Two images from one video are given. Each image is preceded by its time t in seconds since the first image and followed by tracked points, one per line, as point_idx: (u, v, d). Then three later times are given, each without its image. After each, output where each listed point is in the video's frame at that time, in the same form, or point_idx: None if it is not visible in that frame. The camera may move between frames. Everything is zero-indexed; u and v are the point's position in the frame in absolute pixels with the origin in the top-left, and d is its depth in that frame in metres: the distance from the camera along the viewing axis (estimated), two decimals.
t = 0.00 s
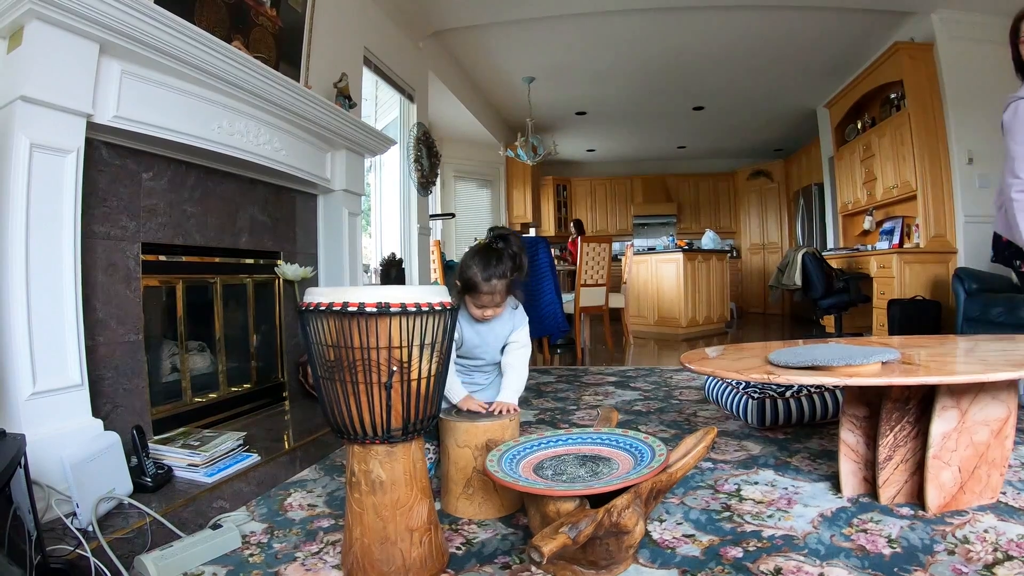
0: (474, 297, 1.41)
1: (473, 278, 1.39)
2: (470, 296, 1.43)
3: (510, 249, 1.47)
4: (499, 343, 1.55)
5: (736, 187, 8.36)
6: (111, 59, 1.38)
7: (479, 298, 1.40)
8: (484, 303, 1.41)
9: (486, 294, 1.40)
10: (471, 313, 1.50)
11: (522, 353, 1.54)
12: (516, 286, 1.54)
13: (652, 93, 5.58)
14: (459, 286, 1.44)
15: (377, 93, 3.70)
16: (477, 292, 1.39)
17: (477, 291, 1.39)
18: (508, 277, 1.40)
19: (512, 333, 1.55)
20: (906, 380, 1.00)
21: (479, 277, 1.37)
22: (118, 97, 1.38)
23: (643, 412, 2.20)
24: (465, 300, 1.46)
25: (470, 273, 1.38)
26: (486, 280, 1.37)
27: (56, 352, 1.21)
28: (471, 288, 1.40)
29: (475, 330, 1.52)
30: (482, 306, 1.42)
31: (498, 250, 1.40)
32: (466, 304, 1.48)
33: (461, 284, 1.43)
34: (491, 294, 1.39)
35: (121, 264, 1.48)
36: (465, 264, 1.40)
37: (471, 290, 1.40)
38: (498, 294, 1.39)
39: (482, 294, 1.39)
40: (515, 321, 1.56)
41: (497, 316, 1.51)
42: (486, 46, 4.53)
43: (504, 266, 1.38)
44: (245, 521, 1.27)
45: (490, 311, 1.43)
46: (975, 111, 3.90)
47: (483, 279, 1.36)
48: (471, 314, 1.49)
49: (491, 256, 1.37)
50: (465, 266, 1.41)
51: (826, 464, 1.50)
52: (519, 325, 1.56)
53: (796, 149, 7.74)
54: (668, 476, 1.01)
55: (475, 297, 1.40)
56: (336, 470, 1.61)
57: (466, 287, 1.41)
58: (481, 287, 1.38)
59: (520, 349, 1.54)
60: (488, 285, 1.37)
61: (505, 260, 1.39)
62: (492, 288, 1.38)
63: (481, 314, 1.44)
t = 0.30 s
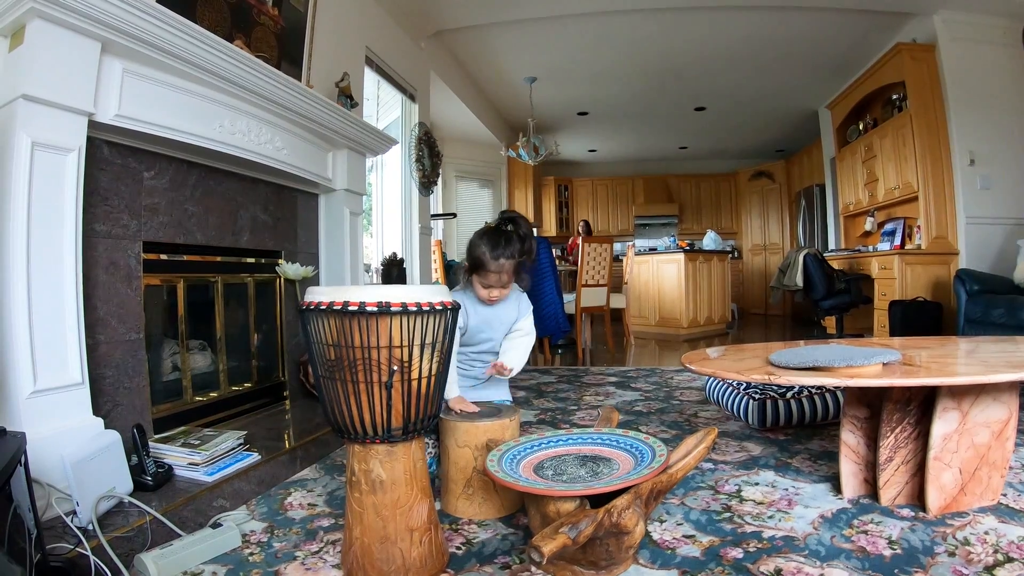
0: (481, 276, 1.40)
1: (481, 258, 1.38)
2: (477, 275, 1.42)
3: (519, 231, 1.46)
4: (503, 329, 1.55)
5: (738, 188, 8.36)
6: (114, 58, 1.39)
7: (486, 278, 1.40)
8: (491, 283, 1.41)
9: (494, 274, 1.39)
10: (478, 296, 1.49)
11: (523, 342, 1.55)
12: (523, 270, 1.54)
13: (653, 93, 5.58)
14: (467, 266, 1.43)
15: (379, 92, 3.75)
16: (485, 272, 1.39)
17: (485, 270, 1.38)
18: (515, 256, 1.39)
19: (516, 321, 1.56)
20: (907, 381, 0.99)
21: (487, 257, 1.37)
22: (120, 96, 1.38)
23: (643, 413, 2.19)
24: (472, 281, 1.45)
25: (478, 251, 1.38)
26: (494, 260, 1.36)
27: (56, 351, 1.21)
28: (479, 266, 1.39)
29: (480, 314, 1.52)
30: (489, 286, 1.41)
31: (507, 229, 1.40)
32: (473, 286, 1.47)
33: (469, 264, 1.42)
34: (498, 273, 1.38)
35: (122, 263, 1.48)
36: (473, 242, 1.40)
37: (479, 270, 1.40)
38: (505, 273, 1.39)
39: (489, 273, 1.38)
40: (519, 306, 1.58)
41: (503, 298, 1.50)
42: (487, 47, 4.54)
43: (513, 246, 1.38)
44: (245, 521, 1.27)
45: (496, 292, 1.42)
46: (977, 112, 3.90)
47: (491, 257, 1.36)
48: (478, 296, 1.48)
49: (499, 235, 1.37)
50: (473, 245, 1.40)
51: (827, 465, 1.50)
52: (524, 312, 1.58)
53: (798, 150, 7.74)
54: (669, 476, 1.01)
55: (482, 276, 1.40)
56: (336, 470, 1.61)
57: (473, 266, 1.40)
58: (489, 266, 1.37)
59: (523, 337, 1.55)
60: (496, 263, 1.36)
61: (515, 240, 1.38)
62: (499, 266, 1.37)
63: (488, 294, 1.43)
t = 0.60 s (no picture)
0: (460, 232, 1.39)
1: (460, 211, 1.38)
2: (457, 234, 1.41)
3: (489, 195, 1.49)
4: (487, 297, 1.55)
5: (741, 188, 8.34)
6: (116, 55, 1.39)
7: (468, 231, 1.38)
8: (471, 239, 1.39)
9: (474, 227, 1.38)
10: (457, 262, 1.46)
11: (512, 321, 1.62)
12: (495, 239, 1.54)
13: (656, 94, 5.57)
14: (445, 228, 1.41)
15: (382, 92, 3.70)
16: (465, 225, 1.38)
17: (466, 222, 1.37)
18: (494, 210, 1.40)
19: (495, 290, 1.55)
20: (908, 382, 0.99)
21: (466, 208, 1.37)
22: (121, 93, 1.38)
23: (645, 413, 2.19)
24: (450, 246, 1.43)
25: (457, 205, 1.38)
26: (473, 209, 1.37)
27: (57, 348, 1.21)
28: (458, 221, 1.39)
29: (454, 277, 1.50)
30: (469, 243, 1.39)
31: (481, 186, 1.42)
32: (452, 251, 1.45)
33: (446, 225, 1.41)
34: (478, 225, 1.37)
35: (124, 261, 1.49)
36: (450, 200, 1.40)
37: (458, 226, 1.39)
38: (486, 223, 1.38)
39: (470, 225, 1.37)
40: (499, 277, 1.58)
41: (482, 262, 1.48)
42: (490, 47, 4.54)
43: (490, 198, 1.40)
44: (245, 518, 1.26)
45: (477, 250, 1.39)
46: (981, 113, 3.88)
47: (470, 209, 1.36)
48: (458, 261, 1.45)
49: (474, 189, 1.39)
50: (449, 205, 1.41)
51: (829, 467, 1.49)
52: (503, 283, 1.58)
53: (801, 151, 7.73)
54: (668, 476, 1.01)
55: (462, 231, 1.38)
56: (336, 468, 1.61)
57: (452, 223, 1.39)
58: (470, 216, 1.37)
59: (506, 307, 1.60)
60: (475, 213, 1.36)
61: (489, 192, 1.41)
62: (479, 217, 1.37)
63: (468, 254, 1.40)
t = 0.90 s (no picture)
0: (447, 210, 1.45)
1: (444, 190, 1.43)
2: (443, 213, 1.46)
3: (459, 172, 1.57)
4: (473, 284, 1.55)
5: (744, 189, 8.33)
6: (119, 58, 1.39)
7: (455, 207, 1.45)
8: (460, 214, 1.46)
9: (459, 202, 1.45)
10: (443, 241, 1.52)
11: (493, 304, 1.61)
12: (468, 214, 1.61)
13: (658, 94, 5.56)
14: (429, 209, 1.46)
15: (385, 93, 3.69)
16: (452, 202, 1.44)
17: (452, 199, 1.44)
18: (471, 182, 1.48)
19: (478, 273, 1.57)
20: (911, 384, 0.98)
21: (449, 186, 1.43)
22: (125, 95, 1.39)
23: (648, 414, 2.18)
24: (435, 226, 1.48)
25: (438, 185, 1.43)
26: (456, 186, 1.43)
27: (60, 350, 1.22)
28: (444, 200, 1.44)
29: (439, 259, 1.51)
30: (458, 218, 1.46)
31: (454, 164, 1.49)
32: (437, 231, 1.50)
33: (430, 206, 1.46)
34: (463, 200, 1.45)
35: (127, 262, 1.49)
36: (429, 180, 1.45)
37: (444, 204, 1.45)
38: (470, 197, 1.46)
39: (456, 201, 1.44)
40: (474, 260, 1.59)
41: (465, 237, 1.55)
42: (492, 47, 4.54)
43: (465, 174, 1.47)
44: (247, 519, 1.27)
45: (465, 223, 1.47)
46: (985, 113, 3.87)
47: (452, 186, 1.43)
48: (445, 240, 1.51)
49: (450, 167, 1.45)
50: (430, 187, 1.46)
51: (832, 468, 1.49)
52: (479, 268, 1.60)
53: (805, 151, 7.71)
54: (671, 478, 1.00)
55: (449, 208, 1.45)
56: (339, 469, 1.61)
57: (438, 203, 1.45)
58: (455, 193, 1.43)
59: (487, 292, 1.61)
60: (459, 188, 1.43)
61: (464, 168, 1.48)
62: (464, 192, 1.44)
63: (458, 229, 1.48)
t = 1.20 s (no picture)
0: (455, 219, 1.45)
1: (450, 198, 1.45)
2: (452, 222, 1.46)
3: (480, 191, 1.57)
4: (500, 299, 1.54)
5: (747, 190, 8.32)
6: (123, 63, 1.41)
7: (461, 214, 1.44)
8: (468, 221, 1.44)
9: (467, 211, 1.44)
10: (458, 252, 1.50)
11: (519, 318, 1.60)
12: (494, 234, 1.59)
13: (660, 96, 5.56)
14: (441, 219, 1.48)
15: (388, 96, 3.70)
16: (459, 210, 1.44)
17: (458, 207, 1.44)
18: (483, 192, 1.47)
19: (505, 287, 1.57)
20: (914, 386, 0.98)
21: (455, 194, 1.44)
22: (128, 100, 1.40)
23: (651, 416, 2.18)
24: (448, 236, 1.48)
25: (446, 194, 1.45)
26: (462, 194, 1.44)
27: (64, 353, 1.22)
28: (451, 208, 1.45)
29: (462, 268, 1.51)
30: (466, 225, 1.44)
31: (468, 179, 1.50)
32: (451, 241, 1.50)
33: (441, 217, 1.48)
34: (470, 207, 1.44)
35: (130, 265, 1.50)
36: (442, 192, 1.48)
37: (452, 213, 1.45)
38: (478, 206, 1.44)
39: (463, 208, 1.44)
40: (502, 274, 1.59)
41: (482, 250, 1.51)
42: (494, 50, 4.55)
43: (477, 186, 1.47)
44: (250, 522, 1.27)
45: (473, 231, 1.45)
46: (987, 114, 3.86)
47: (459, 194, 1.43)
48: (458, 249, 1.49)
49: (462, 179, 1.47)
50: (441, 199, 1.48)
51: (835, 470, 1.48)
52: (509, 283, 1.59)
53: (807, 152, 7.69)
54: (674, 481, 1.00)
55: (456, 217, 1.44)
56: (342, 472, 1.61)
57: (446, 212, 1.46)
58: (460, 200, 1.43)
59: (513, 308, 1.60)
60: (465, 195, 1.43)
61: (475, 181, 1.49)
62: (470, 199, 1.43)
63: (466, 237, 1.45)
